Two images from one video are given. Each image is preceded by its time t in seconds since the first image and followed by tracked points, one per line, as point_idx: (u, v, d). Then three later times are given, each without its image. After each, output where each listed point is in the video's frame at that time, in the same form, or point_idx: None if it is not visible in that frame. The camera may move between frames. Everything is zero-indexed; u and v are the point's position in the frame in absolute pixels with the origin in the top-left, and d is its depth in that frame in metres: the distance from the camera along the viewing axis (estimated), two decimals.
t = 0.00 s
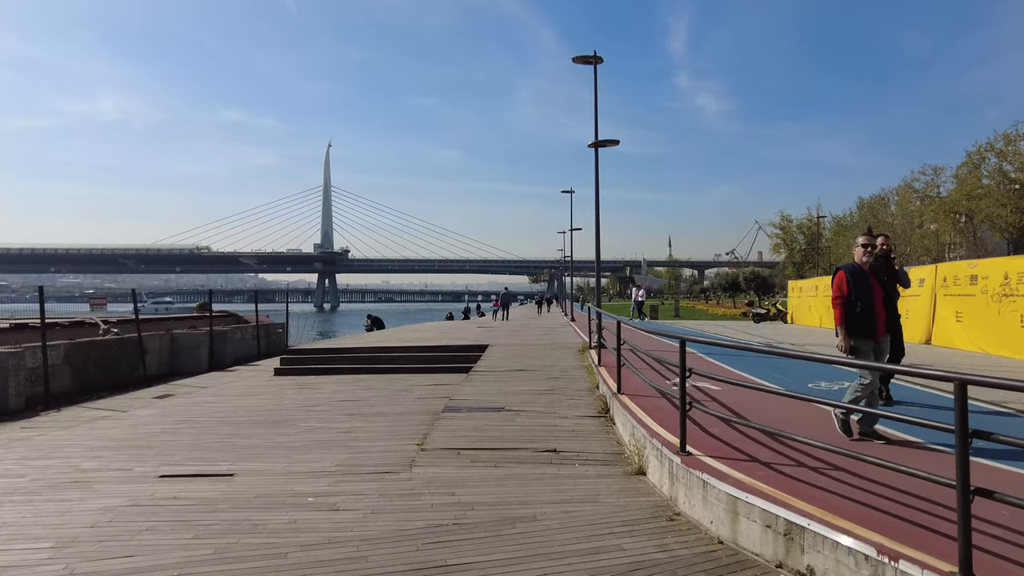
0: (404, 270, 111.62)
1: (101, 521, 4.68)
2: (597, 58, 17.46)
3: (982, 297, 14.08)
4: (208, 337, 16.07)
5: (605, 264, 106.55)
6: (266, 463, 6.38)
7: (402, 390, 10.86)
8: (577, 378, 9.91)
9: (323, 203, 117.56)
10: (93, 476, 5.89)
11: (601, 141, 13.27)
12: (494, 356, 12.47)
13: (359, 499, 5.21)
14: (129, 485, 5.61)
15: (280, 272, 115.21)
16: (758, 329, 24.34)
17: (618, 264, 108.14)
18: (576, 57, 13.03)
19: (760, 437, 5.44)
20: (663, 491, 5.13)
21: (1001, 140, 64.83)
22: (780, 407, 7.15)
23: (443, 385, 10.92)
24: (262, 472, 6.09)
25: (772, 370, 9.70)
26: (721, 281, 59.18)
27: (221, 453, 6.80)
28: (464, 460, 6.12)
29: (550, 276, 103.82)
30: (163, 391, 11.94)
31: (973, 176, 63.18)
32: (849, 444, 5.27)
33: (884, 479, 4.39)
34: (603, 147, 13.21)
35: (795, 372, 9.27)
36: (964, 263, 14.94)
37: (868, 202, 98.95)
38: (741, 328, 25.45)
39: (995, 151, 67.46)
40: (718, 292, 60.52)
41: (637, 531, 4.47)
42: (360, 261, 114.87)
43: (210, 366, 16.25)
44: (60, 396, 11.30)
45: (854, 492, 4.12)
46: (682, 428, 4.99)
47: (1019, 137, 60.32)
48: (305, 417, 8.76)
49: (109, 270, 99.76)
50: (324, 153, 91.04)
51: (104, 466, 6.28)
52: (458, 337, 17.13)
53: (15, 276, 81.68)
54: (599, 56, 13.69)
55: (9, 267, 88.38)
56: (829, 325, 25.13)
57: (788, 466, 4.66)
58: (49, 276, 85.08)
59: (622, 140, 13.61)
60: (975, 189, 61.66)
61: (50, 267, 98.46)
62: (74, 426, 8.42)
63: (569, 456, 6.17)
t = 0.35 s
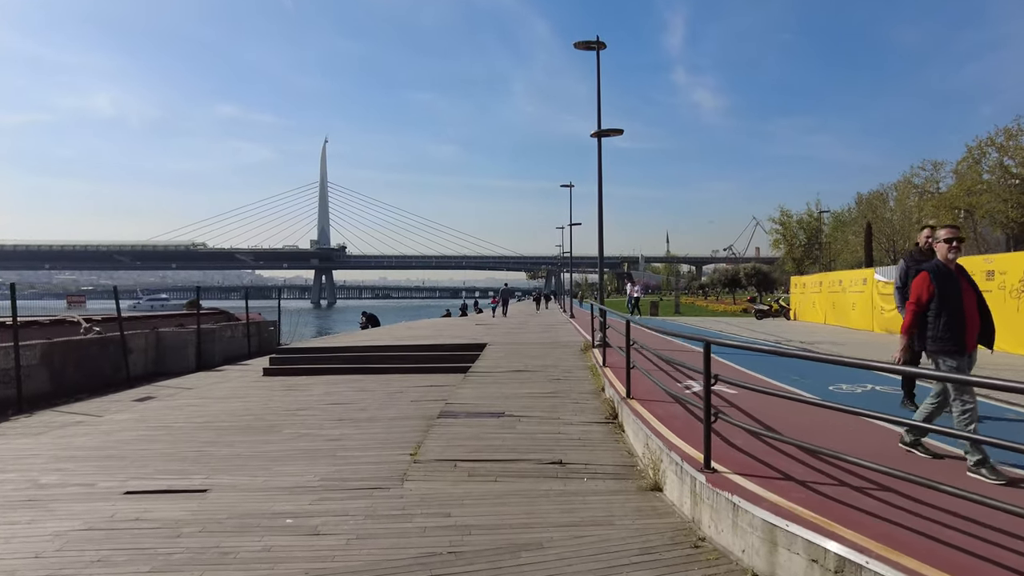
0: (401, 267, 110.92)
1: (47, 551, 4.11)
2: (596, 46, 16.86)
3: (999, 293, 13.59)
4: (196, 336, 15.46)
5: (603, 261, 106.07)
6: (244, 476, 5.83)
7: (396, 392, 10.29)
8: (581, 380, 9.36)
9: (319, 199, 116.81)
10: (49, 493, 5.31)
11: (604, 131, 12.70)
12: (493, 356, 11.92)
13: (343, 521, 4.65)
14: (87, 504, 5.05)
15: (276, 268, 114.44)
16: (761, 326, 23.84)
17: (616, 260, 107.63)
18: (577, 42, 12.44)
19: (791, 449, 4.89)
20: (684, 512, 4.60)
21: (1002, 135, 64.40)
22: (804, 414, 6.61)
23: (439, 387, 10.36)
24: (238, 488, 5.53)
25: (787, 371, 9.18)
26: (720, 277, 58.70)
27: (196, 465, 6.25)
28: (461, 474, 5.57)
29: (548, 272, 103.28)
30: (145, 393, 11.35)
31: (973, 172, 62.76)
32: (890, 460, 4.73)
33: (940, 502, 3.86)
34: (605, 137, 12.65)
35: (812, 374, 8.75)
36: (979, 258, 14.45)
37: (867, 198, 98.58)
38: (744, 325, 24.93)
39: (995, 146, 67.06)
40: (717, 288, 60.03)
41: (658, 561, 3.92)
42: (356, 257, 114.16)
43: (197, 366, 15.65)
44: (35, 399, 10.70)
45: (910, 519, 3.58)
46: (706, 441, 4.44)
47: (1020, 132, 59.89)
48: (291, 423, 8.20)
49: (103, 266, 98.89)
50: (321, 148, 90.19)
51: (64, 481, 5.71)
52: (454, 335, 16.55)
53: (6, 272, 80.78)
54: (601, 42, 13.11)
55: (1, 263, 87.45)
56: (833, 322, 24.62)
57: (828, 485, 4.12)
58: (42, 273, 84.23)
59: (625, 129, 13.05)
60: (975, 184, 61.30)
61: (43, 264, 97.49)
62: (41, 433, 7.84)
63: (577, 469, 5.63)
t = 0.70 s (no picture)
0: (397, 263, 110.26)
1: None
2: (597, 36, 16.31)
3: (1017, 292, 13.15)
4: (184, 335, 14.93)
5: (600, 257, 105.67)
6: (221, 494, 5.32)
7: (389, 396, 9.78)
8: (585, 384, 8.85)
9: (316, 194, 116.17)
10: (1, 516, 4.78)
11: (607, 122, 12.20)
12: (492, 357, 11.42)
13: (327, 551, 4.14)
14: (42, 530, 4.51)
15: (272, 264, 113.64)
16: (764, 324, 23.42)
17: (613, 257, 107.17)
18: (580, 29, 11.88)
19: (828, 470, 4.37)
20: (710, 541, 4.09)
21: (1002, 132, 64.07)
22: (833, 426, 6.08)
23: (435, 390, 9.85)
24: (213, 508, 5.01)
25: (803, 376, 8.70)
26: (719, 274, 58.31)
27: (171, 479, 5.74)
28: (459, 493, 5.06)
29: (545, 269, 102.89)
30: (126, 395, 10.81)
31: (972, 168, 62.46)
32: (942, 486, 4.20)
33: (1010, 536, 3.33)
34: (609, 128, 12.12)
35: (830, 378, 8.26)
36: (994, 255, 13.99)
37: (865, 195, 98.31)
38: (746, 324, 24.46)
39: (994, 143, 66.77)
40: (716, 285, 59.65)
41: None
42: (352, 253, 113.50)
43: (185, 366, 15.11)
44: (10, 404, 10.15)
45: (982, 558, 3.06)
46: (738, 463, 3.92)
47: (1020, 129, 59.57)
48: (277, 430, 7.69)
49: (97, 262, 97.97)
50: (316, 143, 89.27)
51: (21, 500, 5.17)
52: (451, 334, 16.04)
53: None
54: (605, 28, 12.55)
55: None
56: (837, 320, 24.19)
57: (878, 514, 3.59)
58: (34, 269, 83.36)
59: (629, 121, 12.56)
60: (975, 180, 60.97)
61: (35, 260, 96.56)
62: (8, 441, 7.30)
63: (586, 488, 5.13)
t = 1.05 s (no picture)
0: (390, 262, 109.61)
1: None
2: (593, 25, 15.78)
3: None
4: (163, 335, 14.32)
5: (593, 256, 105.27)
6: (182, 513, 4.77)
7: (376, 400, 9.23)
8: (584, 387, 8.32)
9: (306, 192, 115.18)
10: None
11: (605, 112, 11.70)
12: (484, 357, 10.89)
13: None
14: None
15: (263, 263, 112.70)
16: (761, 323, 23.01)
17: (606, 256, 106.86)
18: (577, 14, 11.36)
19: (865, 489, 3.86)
20: (732, 569, 3.59)
21: (995, 130, 64.07)
22: (857, 435, 5.58)
23: (425, 394, 9.31)
24: (171, 529, 4.46)
25: (814, 377, 8.21)
26: (713, 273, 57.97)
27: (129, 495, 5.18)
28: (447, 512, 4.53)
29: (538, 267, 102.36)
30: (97, 398, 10.20)
31: (965, 168, 62.45)
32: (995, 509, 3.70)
33: None
34: (607, 118, 11.62)
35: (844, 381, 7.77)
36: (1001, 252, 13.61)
37: (857, 194, 98.36)
38: (744, 323, 23.98)
39: (987, 142, 66.80)
40: (710, 283, 59.29)
41: None
42: (343, 252, 112.53)
43: (165, 367, 14.50)
44: None
45: None
46: (767, 482, 3.42)
47: (1012, 128, 59.56)
48: (254, 438, 7.13)
49: (85, 261, 96.85)
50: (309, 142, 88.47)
51: None
52: (442, 333, 15.48)
53: None
54: (602, 15, 12.04)
55: None
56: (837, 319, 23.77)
57: (932, 544, 3.09)
58: (19, 267, 82.07)
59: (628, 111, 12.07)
60: (967, 179, 60.92)
61: (21, 258, 95.12)
62: None
63: (588, 505, 4.62)
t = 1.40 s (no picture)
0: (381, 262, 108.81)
1: None
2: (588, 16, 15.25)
3: None
4: (139, 339, 13.65)
5: (585, 255, 104.84)
6: (132, 549, 4.19)
7: (361, 411, 8.65)
8: (583, 395, 7.79)
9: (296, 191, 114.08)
10: None
11: (603, 104, 11.18)
12: (476, 362, 10.33)
13: None
14: None
15: (253, 263, 111.60)
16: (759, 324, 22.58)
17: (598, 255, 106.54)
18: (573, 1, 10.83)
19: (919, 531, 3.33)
20: None
21: (985, 130, 64.11)
22: (890, 458, 5.06)
23: (413, 404, 8.74)
24: (115, 571, 3.87)
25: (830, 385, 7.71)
26: (707, 272, 57.64)
27: (74, 525, 4.59)
28: (434, 549, 3.96)
29: (530, 267, 101.79)
30: (63, 408, 9.56)
31: (956, 167, 62.44)
32: None
33: None
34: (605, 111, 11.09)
35: (863, 390, 7.25)
36: (1009, 251, 13.20)
37: (848, 193, 98.47)
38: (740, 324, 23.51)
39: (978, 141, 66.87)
40: (703, 283, 58.96)
41: None
42: (334, 251, 111.58)
43: (141, 373, 13.84)
44: None
45: None
46: (813, 524, 2.88)
47: (1003, 127, 59.57)
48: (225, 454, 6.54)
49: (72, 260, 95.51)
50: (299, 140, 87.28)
51: None
52: (433, 336, 14.90)
53: None
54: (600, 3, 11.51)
55: None
56: (835, 319, 23.34)
57: None
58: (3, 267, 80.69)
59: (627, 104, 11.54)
60: (959, 178, 60.90)
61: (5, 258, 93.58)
62: None
63: (594, 539, 4.06)
